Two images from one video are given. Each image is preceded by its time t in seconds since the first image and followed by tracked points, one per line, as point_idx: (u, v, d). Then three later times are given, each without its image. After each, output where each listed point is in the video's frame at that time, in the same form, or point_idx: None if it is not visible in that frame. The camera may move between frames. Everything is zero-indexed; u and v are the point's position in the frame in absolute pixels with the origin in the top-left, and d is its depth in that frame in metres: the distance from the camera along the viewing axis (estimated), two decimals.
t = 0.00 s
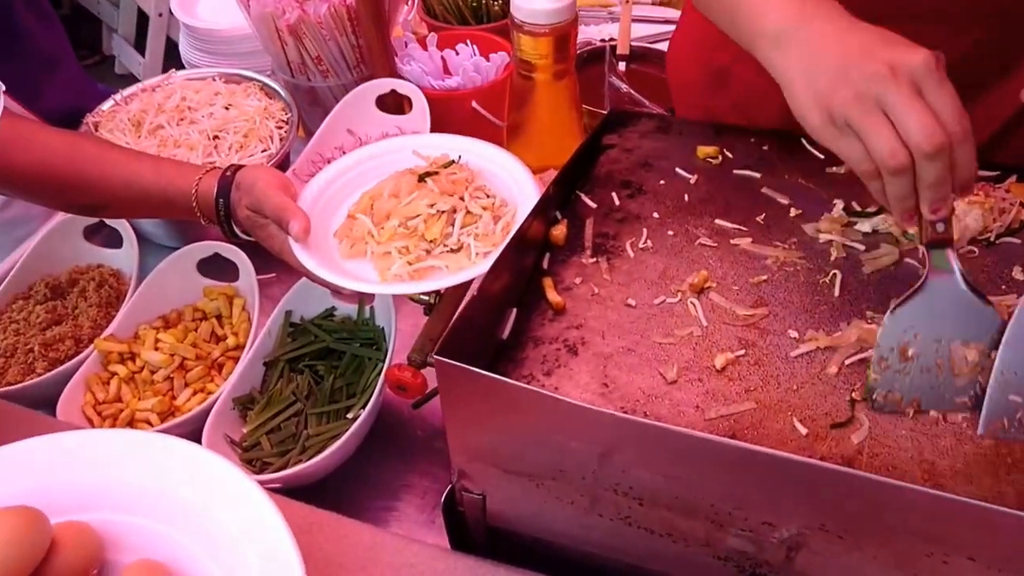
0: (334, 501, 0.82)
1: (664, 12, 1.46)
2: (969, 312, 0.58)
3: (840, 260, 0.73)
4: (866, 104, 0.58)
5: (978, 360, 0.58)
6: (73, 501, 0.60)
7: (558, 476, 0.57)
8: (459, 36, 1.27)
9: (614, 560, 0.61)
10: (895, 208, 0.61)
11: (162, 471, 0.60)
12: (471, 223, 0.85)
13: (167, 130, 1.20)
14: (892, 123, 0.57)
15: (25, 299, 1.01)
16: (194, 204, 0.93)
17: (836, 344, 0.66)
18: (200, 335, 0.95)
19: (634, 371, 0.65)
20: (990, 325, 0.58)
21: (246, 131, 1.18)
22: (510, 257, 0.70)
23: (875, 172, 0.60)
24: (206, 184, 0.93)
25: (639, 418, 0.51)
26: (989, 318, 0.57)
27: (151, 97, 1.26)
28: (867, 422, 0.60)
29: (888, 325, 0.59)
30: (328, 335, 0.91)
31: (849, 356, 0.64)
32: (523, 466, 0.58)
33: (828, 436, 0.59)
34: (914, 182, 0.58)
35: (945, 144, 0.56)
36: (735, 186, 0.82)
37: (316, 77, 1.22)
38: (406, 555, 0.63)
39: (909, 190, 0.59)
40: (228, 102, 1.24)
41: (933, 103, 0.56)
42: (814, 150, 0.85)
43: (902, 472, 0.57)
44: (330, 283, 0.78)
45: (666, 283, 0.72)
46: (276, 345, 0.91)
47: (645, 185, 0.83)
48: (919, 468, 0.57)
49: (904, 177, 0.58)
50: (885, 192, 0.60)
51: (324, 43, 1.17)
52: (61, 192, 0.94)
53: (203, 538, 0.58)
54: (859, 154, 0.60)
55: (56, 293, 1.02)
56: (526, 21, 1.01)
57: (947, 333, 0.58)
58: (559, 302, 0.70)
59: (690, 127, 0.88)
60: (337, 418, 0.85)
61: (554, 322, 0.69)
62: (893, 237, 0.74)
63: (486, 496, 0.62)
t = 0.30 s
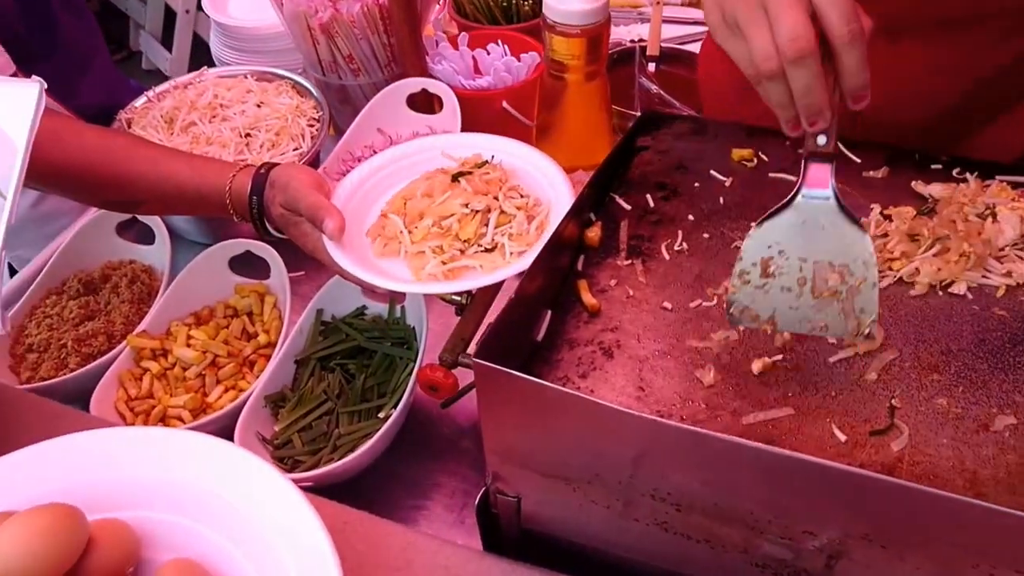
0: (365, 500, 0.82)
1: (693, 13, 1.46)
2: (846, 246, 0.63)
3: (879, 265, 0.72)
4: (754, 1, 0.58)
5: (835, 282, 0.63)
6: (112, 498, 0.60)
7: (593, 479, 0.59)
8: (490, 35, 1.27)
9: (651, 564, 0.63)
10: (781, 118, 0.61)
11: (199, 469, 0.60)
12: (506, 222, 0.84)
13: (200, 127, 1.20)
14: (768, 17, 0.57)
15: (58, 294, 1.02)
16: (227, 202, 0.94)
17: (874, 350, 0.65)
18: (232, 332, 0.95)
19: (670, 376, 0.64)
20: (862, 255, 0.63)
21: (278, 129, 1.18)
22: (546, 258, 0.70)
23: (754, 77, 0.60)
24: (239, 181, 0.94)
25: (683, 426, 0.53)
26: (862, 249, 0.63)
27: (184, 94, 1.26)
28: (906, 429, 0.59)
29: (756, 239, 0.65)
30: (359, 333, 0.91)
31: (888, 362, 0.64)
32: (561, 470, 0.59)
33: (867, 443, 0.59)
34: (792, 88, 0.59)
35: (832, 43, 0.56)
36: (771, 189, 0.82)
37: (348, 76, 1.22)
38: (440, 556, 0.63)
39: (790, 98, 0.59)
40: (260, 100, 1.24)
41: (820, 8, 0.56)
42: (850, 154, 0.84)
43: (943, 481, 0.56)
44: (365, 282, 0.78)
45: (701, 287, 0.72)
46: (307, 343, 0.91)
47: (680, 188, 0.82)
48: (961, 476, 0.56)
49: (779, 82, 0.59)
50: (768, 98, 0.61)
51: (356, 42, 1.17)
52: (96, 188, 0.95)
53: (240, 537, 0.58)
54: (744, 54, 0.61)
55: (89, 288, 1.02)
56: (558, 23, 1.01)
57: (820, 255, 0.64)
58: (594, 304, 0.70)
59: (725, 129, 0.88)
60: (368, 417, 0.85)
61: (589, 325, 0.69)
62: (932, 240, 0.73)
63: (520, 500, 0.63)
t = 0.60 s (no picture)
0: (391, 500, 0.82)
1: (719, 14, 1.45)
2: (893, 283, 0.61)
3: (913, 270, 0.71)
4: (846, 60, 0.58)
5: (877, 324, 0.62)
6: (144, 495, 0.60)
7: (627, 484, 0.59)
8: (517, 35, 1.26)
9: (683, 568, 0.63)
10: (849, 170, 0.60)
11: (230, 467, 0.60)
12: (536, 224, 0.84)
13: (228, 124, 1.21)
14: (859, 81, 0.57)
15: (87, 289, 1.02)
16: (256, 199, 0.94)
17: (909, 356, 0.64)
18: (260, 329, 0.96)
19: (703, 380, 0.64)
20: (909, 300, 0.61)
21: (306, 126, 1.18)
22: (579, 259, 0.70)
23: (837, 132, 0.60)
24: (267, 178, 0.94)
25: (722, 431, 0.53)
26: (909, 293, 0.61)
27: (213, 91, 1.26)
28: (943, 437, 0.59)
29: (812, 268, 0.63)
30: (386, 332, 0.91)
31: (924, 368, 0.64)
32: (596, 474, 0.60)
33: (903, 451, 0.58)
34: (869, 144, 0.58)
35: (911, 116, 0.55)
36: (804, 192, 0.81)
37: (375, 74, 1.22)
38: (470, 557, 0.62)
39: (865, 153, 0.58)
40: (288, 98, 1.24)
41: (904, 78, 0.56)
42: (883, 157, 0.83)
43: (981, 489, 0.56)
44: (395, 281, 0.78)
45: (734, 290, 0.71)
46: (334, 341, 0.91)
47: (712, 189, 0.82)
48: (999, 485, 0.56)
49: (859, 137, 0.58)
50: (844, 153, 0.59)
51: (384, 40, 1.17)
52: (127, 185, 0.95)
53: (271, 536, 0.58)
54: (828, 113, 0.60)
55: (117, 284, 1.03)
56: (586, 23, 1.01)
57: (867, 294, 0.62)
58: (625, 306, 0.69)
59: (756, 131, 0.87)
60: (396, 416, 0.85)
61: (621, 327, 0.69)
62: (967, 246, 0.72)
63: (551, 502, 0.64)
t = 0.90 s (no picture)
0: (413, 499, 0.82)
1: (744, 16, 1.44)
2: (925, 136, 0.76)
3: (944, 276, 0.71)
4: None
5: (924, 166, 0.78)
6: (170, 493, 0.60)
7: (656, 487, 0.59)
8: (542, 35, 1.26)
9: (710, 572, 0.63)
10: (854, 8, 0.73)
11: (258, 466, 0.60)
12: (563, 222, 0.84)
13: (253, 122, 1.21)
14: None
15: (112, 285, 1.02)
16: (282, 193, 0.95)
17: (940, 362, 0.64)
18: (283, 327, 0.96)
19: (732, 383, 0.64)
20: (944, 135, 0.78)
21: (331, 125, 1.18)
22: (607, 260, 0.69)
23: None
24: (294, 174, 0.94)
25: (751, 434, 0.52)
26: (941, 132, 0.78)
27: (238, 88, 1.27)
28: (975, 444, 0.58)
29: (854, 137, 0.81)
30: (411, 332, 0.91)
31: (954, 373, 0.63)
32: (625, 476, 0.59)
33: (936, 458, 0.58)
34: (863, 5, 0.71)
35: None
36: (833, 195, 0.80)
37: (399, 73, 1.22)
38: (495, 558, 0.62)
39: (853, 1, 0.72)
40: (313, 96, 1.24)
41: None
42: (913, 161, 0.82)
43: (1014, 497, 0.55)
44: (421, 278, 0.78)
45: (763, 293, 0.71)
46: (359, 340, 0.91)
47: (740, 192, 0.81)
48: None
49: None
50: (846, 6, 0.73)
51: (409, 40, 1.17)
52: (153, 181, 0.96)
53: (297, 535, 0.57)
54: None
55: (142, 281, 1.03)
56: (611, 23, 1.01)
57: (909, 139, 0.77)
58: (653, 308, 0.69)
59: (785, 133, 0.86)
60: (420, 416, 0.85)
61: (649, 328, 0.68)
62: (999, 254, 0.72)
63: (578, 504, 0.63)
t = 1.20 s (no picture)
0: (432, 499, 0.82)
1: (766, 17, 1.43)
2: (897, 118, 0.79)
3: (972, 280, 0.70)
4: None
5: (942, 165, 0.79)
6: (193, 491, 0.60)
7: (681, 489, 0.58)
8: (564, 34, 1.25)
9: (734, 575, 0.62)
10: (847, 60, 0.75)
11: (281, 464, 0.60)
12: (588, 220, 0.84)
13: (274, 120, 1.21)
14: None
15: (132, 282, 1.02)
16: (306, 189, 0.95)
17: (968, 367, 0.63)
18: (304, 325, 0.95)
19: (757, 386, 0.63)
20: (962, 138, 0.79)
21: (352, 123, 1.18)
22: (631, 261, 0.68)
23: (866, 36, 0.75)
24: (318, 171, 0.95)
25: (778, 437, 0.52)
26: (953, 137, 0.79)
27: (258, 86, 1.27)
28: (1006, 451, 0.57)
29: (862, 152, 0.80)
30: (431, 331, 0.91)
31: (984, 378, 0.62)
32: (650, 478, 0.59)
33: (965, 464, 0.57)
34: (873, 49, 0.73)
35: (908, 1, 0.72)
36: (859, 196, 0.79)
37: (421, 72, 1.22)
38: (517, 559, 0.62)
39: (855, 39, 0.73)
40: (335, 94, 1.24)
41: None
42: (940, 165, 0.82)
43: None
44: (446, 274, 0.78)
45: (788, 295, 0.70)
46: (379, 339, 0.91)
47: (765, 193, 0.80)
48: None
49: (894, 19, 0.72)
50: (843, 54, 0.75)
51: (431, 39, 1.17)
52: (178, 175, 0.96)
53: (319, 534, 0.57)
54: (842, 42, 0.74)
55: (162, 278, 1.03)
56: (635, 23, 1.00)
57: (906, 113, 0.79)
58: (677, 310, 0.68)
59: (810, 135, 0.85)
60: (441, 415, 0.85)
61: (673, 330, 0.68)
62: None
63: (601, 506, 0.63)
